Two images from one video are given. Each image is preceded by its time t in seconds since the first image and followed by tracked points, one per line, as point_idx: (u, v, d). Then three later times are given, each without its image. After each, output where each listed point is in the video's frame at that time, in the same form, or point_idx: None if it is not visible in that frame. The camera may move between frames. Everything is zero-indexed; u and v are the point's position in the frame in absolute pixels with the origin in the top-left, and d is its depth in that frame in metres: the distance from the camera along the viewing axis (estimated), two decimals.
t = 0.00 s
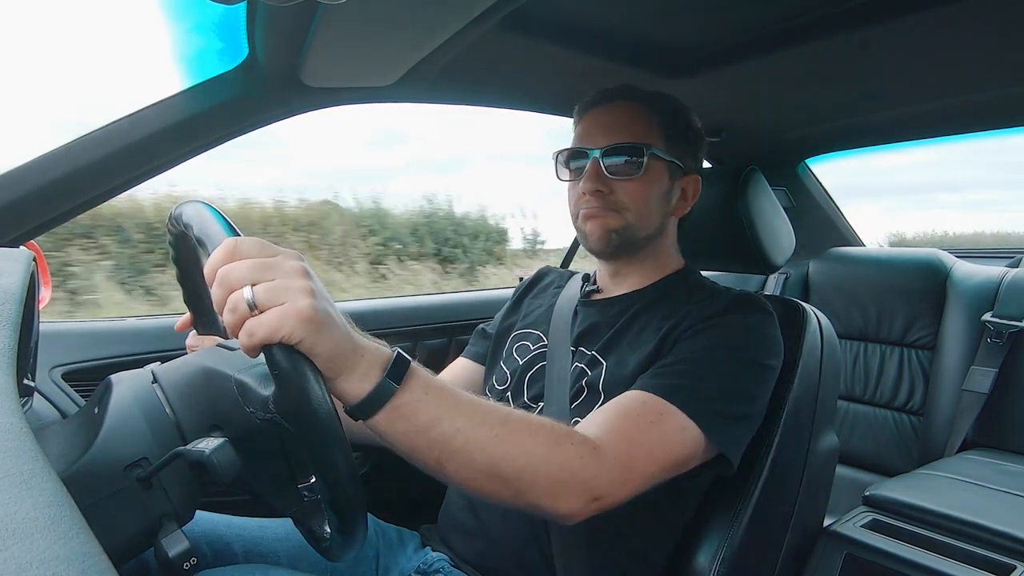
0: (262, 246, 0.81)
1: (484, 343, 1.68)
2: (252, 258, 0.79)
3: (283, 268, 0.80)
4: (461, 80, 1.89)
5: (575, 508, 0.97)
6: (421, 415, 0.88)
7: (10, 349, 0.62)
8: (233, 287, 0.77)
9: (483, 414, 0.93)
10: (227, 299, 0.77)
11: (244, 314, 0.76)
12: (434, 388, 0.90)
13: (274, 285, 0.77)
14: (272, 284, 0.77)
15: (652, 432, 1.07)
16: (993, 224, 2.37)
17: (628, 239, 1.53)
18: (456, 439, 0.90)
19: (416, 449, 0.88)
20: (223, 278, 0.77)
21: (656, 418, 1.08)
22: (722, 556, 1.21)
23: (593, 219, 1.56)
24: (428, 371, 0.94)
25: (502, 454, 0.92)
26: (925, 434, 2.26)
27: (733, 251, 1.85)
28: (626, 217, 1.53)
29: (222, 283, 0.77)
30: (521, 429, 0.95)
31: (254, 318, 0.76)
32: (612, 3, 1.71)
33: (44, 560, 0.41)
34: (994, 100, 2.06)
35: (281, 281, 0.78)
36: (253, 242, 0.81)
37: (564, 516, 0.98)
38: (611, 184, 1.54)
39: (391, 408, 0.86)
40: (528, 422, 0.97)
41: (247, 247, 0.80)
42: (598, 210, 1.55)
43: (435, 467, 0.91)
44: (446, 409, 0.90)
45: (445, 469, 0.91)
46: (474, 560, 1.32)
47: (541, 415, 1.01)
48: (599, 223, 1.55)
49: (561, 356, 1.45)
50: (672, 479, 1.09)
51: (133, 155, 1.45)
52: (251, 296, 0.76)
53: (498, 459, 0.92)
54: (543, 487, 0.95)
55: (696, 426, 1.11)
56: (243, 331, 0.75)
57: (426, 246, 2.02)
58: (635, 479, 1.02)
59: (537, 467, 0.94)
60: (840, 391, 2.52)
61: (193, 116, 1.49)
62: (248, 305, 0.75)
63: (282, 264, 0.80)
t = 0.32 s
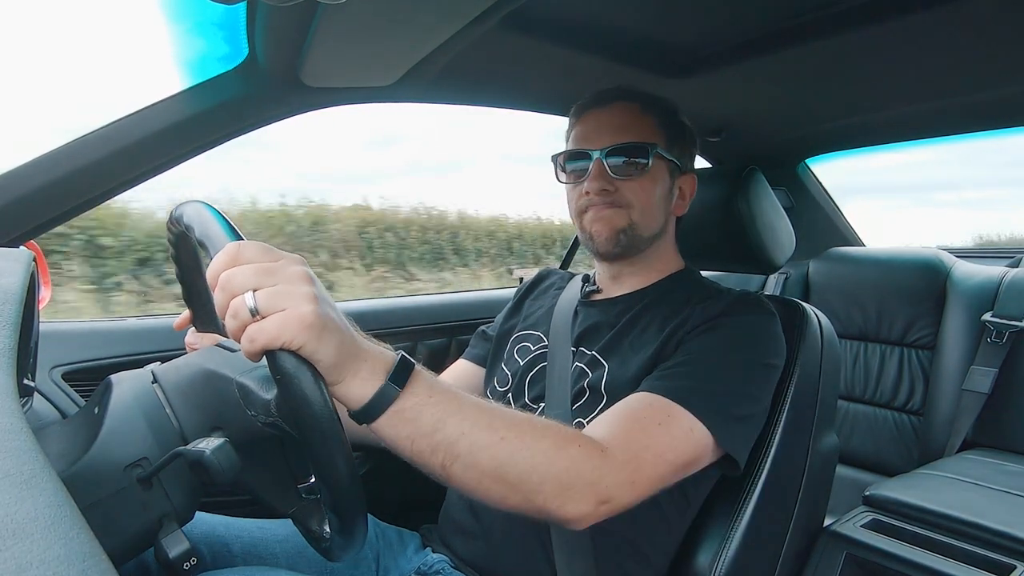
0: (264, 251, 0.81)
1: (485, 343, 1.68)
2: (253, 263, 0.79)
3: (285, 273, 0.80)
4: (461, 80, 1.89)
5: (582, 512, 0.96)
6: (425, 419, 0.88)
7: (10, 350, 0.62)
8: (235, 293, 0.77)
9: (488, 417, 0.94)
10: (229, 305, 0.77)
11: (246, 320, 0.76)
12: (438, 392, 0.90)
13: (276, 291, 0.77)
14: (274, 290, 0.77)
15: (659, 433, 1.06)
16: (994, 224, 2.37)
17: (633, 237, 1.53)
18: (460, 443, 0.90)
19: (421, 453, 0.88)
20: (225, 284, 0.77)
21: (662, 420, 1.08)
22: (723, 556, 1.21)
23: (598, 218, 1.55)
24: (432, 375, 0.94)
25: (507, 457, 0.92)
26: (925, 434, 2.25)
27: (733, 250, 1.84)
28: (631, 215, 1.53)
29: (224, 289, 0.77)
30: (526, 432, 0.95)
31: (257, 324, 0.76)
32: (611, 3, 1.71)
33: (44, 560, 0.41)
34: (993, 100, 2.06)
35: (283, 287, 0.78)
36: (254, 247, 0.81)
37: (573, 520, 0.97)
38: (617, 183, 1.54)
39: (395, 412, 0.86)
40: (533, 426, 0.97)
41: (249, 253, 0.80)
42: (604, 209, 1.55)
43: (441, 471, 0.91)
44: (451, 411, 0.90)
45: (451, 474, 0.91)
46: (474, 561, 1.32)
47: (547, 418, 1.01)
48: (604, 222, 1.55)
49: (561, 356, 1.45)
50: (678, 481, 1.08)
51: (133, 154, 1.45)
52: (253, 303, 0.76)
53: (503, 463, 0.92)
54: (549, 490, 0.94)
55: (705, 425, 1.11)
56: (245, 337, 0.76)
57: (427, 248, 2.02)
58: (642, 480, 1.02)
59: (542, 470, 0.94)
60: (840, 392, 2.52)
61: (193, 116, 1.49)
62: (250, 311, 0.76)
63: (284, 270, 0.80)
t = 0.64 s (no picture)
0: (264, 252, 0.81)
1: (484, 342, 1.68)
2: (254, 264, 0.79)
3: (285, 273, 0.80)
4: (461, 79, 1.88)
5: (580, 509, 0.97)
6: (423, 420, 0.88)
7: (10, 349, 0.62)
8: (236, 293, 0.77)
9: (485, 416, 0.94)
10: (230, 306, 0.77)
11: (248, 321, 0.76)
12: (436, 392, 0.90)
13: (277, 292, 0.78)
14: (274, 290, 0.77)
15: (655, 430, 1.06)
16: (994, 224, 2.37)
17: (631, 232, 1.53)
18: (458, 443, 0.90)
19: (420, 454, 0.88)
20: (226, 284, 0.77)
21: (660, 417, 1.08)
22: (722, 556, 1.21)
23: (596, 211, 1.56)
24: (431, 374, 0.94)
25: (504, 456, 0.92)
26: (925, 434, 2.25)
27: (733, 251, 1.83)
28: (629, 210, 1.53)
29: (225, 290, 0.77)
30: (522, 431, 0.95)
31: (258, 325, 0.76)
32: (611, 3, 1.71)
33: (44, 559, 0.41)
34: (993, 100, 2.06)
35: (284, 288, 0.78)
36: (255, 248, 0.81)
37: (570, 518, 0.97)
38: (616, 178, 1.54)
39: (394, 412, 0.86)
40: (530, 424, 0.97)
41: (250, 253, 0.80)
42: (602, 203, 1.55)
43: (439, 471, 0.91)
44: (448, 411, 0.90)
45: (449, 474, 0.91)
46: (473, 560, 1.32)
47: (544, 416, 1.01)
48: (602, 215, 1.55)
49: (560, 356, 1.45)
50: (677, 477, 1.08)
51: (134, 154, 1.45)
52: (254, 303, 0.76)
53: (500, 462, 0.92)
54: (546, 488, 0.94)
55: (701, 424, 1.11)
56: (246, 338, 0.76)
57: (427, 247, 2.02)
58: (638, 477, 1.02)
59: (539, 468, 0.94)
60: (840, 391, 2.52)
61: (193, 116, 1.49)
62: (251, 312, 0.76)
63: (284, 270, 0.80)
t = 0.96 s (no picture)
0: (264, 251, 0.81)
1: (483, 341, 1.68)
2: (254, 264, 0.79)
3: (285, 273, 0.80)
4: (461, 80, 1.88)
5: (580, 508, 0.97)
6: (422, 418, 0.88)
7: (9, 349, 0.62)
8: (236, 293, 0.77)
9: (484, 414, 0.94)
10: (229, 305, 0.77)
11: (247, 320, 0.76)
12: (435, 391, 0.91)
13: (277, 291, 0.78)
14: (274, 290, 0.78)
15: (655, 430, 1.07)
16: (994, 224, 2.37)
17: (621, 231, 1.53)
18: (458, 441, 0.90)
19: (420, 452, 0.88)
20: (226, 283, 0.77)
21: (657, 416, 1.08)
22: (722, 556, 1.21)
23: (591, 207, 1.57)
24: (429, 374, 0.94)
25: (505, 454, 0.92)
26: (925, 434, 2.26)
27: (732, 251, 1.84)
28: (622, 209, 1.54)
29: (225, 289, 0.77)
30: (521, 430, 0.95)
31: (258, 324, 0.76)
32: (611, 3, 1.71)
33: (44, 560, 0.41)
34: (993, 100, 2.06)
35: (284, 287, 0.78)
36: (255, 247, 0.81)
37: (570, 517, 0.97)
38: (612, 175, 1.55)
39: (394, 410, 0.86)
40: (529, 423, 0.97)
41: (250, 253, 0.80)
42: (596, 200, 1.56)
43: (439, 470, 0.91)
44: (447, 409, 0.90)
45: (449, 472, 0.91)
46: (473, 560, 1.32)
47: (542, 415, 1.01)
48: (596, 212, 1.56)
49: (559, 356, 1.45)
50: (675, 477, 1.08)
51: (134, 153, 1.45)
52: (254, 302, 0.76)
53: (500, 460, 0.92)
54: (546, 487, 0.94)
55: (699, 424, 1.11)
56: (246, 337, 0.76)
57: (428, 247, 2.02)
58: (638, 476, 1.02)
59: (539, 466, 0.94)
60: (841, 391, 2.52)
61: (193, 116, 1.49)
62: (251, 311, 0.76)
63: (284, 269, 0.80)
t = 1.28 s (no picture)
0: (264, 249, 0.81)
1: (484, 342, 1.68)
2: (253, 262, 0.79)
3: (284, 270, 0.80)
4: (462, 80, 1.88)
5: (582, 507, 0.97)
6: (423, 417, 0.88)
7: (9, 350, 0.62)
8: (235, 290, 0.77)
9: (485, 413, 0.94)
10: (229, 303, 0.77)
11: (246, 318, 0.76)
12: (435, 389, 0.90)
13: (276, 288, 0.78)
14: (274, 288, 0.78)
15: (657, 429, 1.06)
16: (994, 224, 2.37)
17: (619, 240, 1.53)
18: (459, 439, 0.90)
19: (421, 450, 0.88)
20: (225, 281, 0.78)
21: (660, 416, 1.08)
22: (722, 556, 1.21)
23: (587, 218, 1.57)
24: (430, 372, 0.94)
25: (506, 453, 0.92)
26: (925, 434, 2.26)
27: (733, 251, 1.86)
28: (619, 219, 1.53)
29: (224, 287, 0.77)
30: (523, 429, 0.95)
31: (257, 321, 0.76)
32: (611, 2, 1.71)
33: (43, 559, 0.41)
34: (994, 100, 2.06)
35: (283, 285, 0.78)
36: (255, 246, 0.81)
37: (572, 516, 0.97)
38: (607, 185, 1.55)
39: (393, 408, 0.86)
40: (531, 422, 0.97)
41: (249, 251, 0.80)
42: (593, 210, 1.56)
43: (440, 468, 0.90)
44: (448, 408, 0.90)
45: (449, 471, 0.91)
46: (473, 560, 1.32)
47: (544, 414, 1.01)
48: (593, 222, 1.56)
49: (560, 356, 1.45)
50: (679, 476, 1.08)
51: (134, 153, 1.45)
52: (252, 300, 0.76)
53: (502, 459, 0.92)
54: (548, 485, 0.94)
55: (702, 422, 1.11)
56: (245, 335, 0.75)
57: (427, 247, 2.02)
58: (641, 474, 1.02)
59: (541, 465, 0.94)
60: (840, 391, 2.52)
61: (193, 116, 1.49)
62: (250, 309, 0.76)
63: (283, 267, 0.80)
